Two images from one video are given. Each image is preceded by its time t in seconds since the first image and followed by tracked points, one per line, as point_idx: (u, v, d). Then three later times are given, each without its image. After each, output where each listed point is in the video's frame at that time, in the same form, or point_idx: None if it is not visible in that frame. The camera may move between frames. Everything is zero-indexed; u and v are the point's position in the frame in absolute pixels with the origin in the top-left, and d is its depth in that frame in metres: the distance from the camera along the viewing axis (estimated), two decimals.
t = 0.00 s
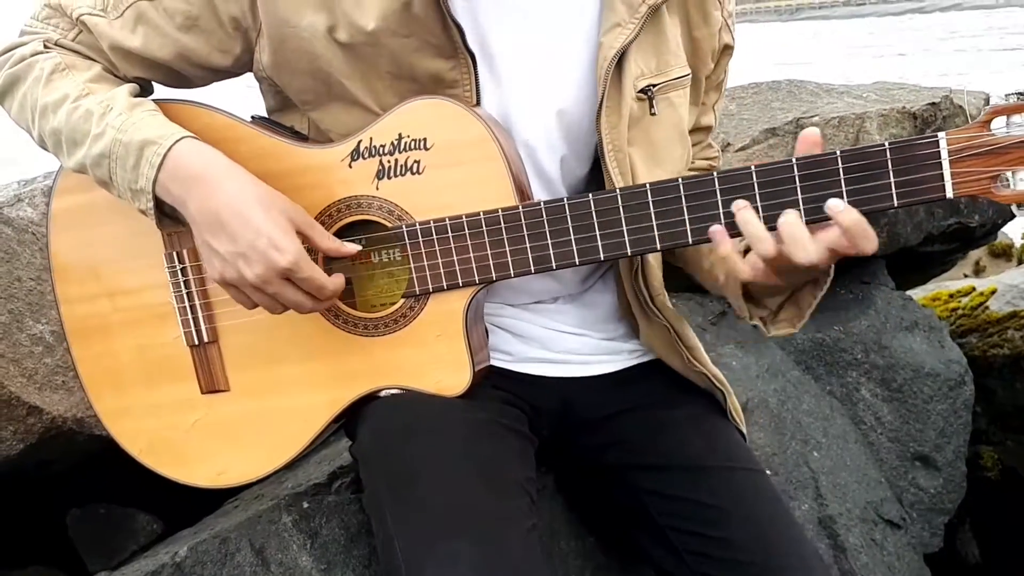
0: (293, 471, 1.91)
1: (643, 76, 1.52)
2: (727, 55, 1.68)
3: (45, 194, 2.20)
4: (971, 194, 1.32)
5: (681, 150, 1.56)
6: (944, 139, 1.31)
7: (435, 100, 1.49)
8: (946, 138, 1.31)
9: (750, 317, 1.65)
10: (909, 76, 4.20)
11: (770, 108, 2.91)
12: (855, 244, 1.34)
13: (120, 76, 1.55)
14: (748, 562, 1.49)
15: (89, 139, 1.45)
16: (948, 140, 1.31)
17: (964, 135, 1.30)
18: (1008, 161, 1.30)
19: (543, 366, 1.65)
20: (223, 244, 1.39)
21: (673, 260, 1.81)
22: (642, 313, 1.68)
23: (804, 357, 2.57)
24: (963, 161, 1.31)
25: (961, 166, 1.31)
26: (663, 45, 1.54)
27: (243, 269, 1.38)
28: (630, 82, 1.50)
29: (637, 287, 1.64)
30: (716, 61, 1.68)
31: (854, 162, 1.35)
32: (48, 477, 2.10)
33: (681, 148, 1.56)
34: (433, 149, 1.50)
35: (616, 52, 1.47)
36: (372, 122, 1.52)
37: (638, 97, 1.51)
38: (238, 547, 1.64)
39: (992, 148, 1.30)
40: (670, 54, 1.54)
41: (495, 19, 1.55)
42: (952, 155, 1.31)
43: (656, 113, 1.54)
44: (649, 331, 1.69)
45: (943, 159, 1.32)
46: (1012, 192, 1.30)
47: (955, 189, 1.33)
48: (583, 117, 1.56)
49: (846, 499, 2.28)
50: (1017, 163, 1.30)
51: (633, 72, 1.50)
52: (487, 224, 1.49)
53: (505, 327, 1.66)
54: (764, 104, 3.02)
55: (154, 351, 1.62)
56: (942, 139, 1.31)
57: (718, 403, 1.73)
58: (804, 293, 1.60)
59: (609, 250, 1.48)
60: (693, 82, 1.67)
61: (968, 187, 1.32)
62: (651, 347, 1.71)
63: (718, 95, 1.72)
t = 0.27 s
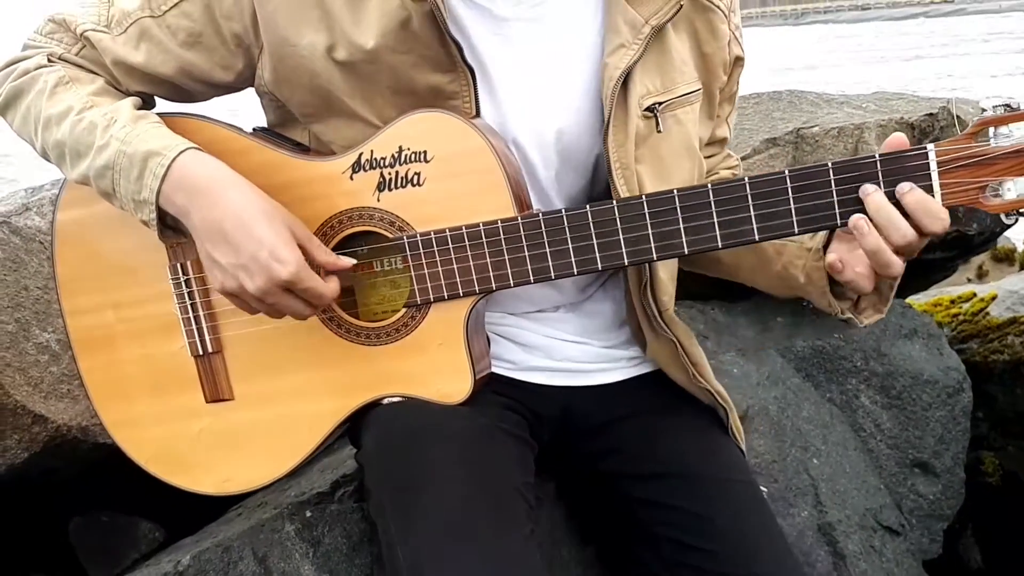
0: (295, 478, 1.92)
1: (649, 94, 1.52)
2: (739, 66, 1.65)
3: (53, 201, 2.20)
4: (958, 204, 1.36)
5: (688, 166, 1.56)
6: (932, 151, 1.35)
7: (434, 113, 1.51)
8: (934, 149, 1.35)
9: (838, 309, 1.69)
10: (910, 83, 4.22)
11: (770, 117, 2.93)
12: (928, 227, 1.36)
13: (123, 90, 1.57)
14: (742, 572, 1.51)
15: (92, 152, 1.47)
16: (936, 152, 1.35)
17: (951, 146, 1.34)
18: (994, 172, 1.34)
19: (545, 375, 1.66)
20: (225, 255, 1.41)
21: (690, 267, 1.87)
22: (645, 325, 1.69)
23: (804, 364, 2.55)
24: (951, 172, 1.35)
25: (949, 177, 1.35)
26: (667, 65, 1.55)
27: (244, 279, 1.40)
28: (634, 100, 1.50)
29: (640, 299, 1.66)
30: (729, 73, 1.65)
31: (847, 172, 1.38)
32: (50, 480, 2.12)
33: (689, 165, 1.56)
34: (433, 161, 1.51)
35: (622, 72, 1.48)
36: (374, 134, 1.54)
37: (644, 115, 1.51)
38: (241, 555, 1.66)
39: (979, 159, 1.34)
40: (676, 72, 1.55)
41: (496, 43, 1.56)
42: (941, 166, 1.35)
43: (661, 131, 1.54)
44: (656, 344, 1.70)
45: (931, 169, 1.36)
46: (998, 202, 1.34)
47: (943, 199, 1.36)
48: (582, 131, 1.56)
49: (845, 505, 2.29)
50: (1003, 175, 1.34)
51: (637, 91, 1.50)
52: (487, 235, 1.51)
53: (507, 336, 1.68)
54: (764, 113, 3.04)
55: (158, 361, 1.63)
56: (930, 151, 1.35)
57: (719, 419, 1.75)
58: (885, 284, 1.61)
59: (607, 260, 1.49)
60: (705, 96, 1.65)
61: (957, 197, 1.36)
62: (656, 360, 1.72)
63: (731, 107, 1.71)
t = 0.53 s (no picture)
0: (297, 486, 1.94)
1: (644, 111, 1.53)
2: (734, 85, 1.66)
3: (59, 206, 2.23)
4: (951, 216, 1.37)
5: (683, 183, 1.57)
6: (924, 164, 1.36)
7: (434, 127, 1.53)
8: (925, 163, 1.36)
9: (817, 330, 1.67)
10: (910, 86, 4.23)
11: (769, 122, 2.94)
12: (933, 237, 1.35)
13: (129, 104, 1.58)
14: None
15: (95, 171, 1.48)
16: (928, 165, 1.36)
17: (943, 161, 1.36)
18: (985, 185, 1.36)
19: (546, 383, 1.68)
20: (218, 282, 1.42)
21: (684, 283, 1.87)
22: (643, 339, 1.70)
23: (804, 369, 2.57)
24: (943, 185, 1.36)
25: (941, 190, 1.36)
26: (663, 82, 1.55)
27: (236, 308, 1.41)
28: (629, 117, 1.52)
29: (637, 313, 1.66)
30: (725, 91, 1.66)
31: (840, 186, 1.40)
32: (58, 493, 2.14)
33: (684, 182, 1.56)
34: (433, 173, 1.52)
35: (616, 90, 1.50)
36: (374, 147, 1.55)
37: (638, 132, 1.52)
38: (244, 563, 1.69)
39: (970, 172, 1.35)
40: (672, 90, 1.55)
41: (497, 58, 1.57)
42: (933, 179, 1.37)
43: (656, 146, 1.54)
44: (652, 356, 1.71)
45: (923, 183, 1.37)
46: (989, 214, 1.36)
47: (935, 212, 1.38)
48: (582, 142, 1.58)
49: (843, 511, 2.30)
50: (994, 187, 1.36)
51: (632, 109, 1.52)
52: (487, 246, 1.52)
53: (508, 344, 1.70)
54: (764, 118, 3.05)
55: (162, 371, 1.65)
56: (923, 164, 1.36)
57: (717, 428, 1.75)
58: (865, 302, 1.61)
59: (605, 272, 1.50)
60: (700, 112, 1.65)
61: (949, 209, 1.37)
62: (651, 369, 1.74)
63: (727, 124, 1.71)
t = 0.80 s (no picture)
0: (299, 491, 1.97)
1: (643, 118, 1.55)
2: (732, 90, 1.69)
3: (61, 215, 2.24)
4: (940, 226, 1.39)
5: (682, 189, 1.59)
6: (915, 173, 1.38)
7: (433, 138, 1.55)
8: (916, 173, 1.38)
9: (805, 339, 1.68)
10: (909, 88, 4.25)
11: (767, 127, 2.96)
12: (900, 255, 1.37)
13: (134, 118, 1.61)
14: None
15: (101, 188, 1.51)
16: (918, 175, 1.38)
17: (933, 172, 1.37)
18: (974, 195, 1.38)
19: (545, 392, 1.69)
20: (222, 300, 1.45)
21: (684, 287, 1.89)
22: (644, 343, 1.72)
23: (803, 374, 2.59)
24: (933, 195, 1.38)
25: (930, 201, 1.38)
26: (663, 89, 1.57)
27: (239, 324, 1.44)
28: (628, 124, 1.54)
29: (641, 318, 1.68)
30: (722, 95, 1.69)
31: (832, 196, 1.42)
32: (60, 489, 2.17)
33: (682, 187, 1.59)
34: (433, 184, 1.54)
35: (616, 99, 1.52)
36: (374, 159, 1.58)
37: (638, 139, 1.54)
38: (248, 569, 1.74)
39: (959, 183, 1.37)
40: (671, 96, 1.57)
41: (496, 72, 1.59)
42: (923, 190, 1.38)
43: (655, 154, 1.56)
44: (653, 361, 1.72)
45: (914, 192, 1.39)
46: (978, 224, 1.38)
47: (925, 221, 1.39)
48: (580, 152, 1.60)
49: (840, 516, 2.33)
50: (983, 198, 1.38)
51: (632, 117, 1.54)
52: (486, 256, 1.54)
53: (507, 352, 1.71)
54: (762, 122, 3.07)
55: (166, 380, 1.67)
56: (913, 173, 1.38)
57: (716, 434, 1.77)
58: (852, 312, 1.64)
59: (602, 280, 1.52)
60: (698, 117, 1.67)
61: (938, 219, 1.39)
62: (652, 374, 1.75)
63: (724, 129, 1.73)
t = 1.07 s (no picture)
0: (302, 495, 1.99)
1: (640, 128, 1.58)
2: (728, 98, 1.71)
3: (66, 219, 2.26)
4: (931, 239, 1.41)
5: (679, 198, 1.61)
6: (905, 189, 1.40)
7: (433, 149, 1.57)
8: (907, 187, 1.40)
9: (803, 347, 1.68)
10: (905, 87, 4.27)
11: (764, 129, 2.97)
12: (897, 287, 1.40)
13: (137, 130, 1.63)
14: None
15: (106, 201, 1.53)
16: (909, 190, 1.40)
17: (922, 187, 1.39)
18: (965, 209, 1.39)
19: (543, 397, 1.72)
20: (229, 311, 1.49)
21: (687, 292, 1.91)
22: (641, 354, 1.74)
23: (801, 378, 2.62)
24: (924, 210, 1.40)
25: (921, 215, 1.40)
26: (659, 99, 1.60)
27: (248, 334, 1.48)
28: (625, 134, 1.56)
29: (636, 329, 1.71)
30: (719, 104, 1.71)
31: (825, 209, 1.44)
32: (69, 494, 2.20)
33: (679, 197, 1.61)
34: (433, 195, 1.57)
35: (612, 109, 1.55)
36: (375, 170, 1.60)
37: (634, 149, 1.57)
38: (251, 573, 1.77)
39: (949, 197, 1.39)
40: (667, 107, 1.60)
41: (495, 87, 1.61)
42: (914, 204, 1.40)
43: (651, 164, 1.59)
44: (649, 370, 1.74)
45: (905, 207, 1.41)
46: (968, 238, 1.39)
47: (916, 236, 1.41)
48: (577, 162, 1.63)
49: (838, 519, 2.35)
50: (973, 212, 1.39)
51: (627, 127, 1.57)
52: (484, 267, 1.56)
53: (506, 359, 1.73)
54: (759, 124, 3.08)
55: (170, 388, 1.69)
56: (903, 189, 1.40)
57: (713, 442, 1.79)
58: (849, 319, 1.63)
59: (599, 291, 1.55)
60: (695, 126, 1.69)
61: (929, 234, 1.40)
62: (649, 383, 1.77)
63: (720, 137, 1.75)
